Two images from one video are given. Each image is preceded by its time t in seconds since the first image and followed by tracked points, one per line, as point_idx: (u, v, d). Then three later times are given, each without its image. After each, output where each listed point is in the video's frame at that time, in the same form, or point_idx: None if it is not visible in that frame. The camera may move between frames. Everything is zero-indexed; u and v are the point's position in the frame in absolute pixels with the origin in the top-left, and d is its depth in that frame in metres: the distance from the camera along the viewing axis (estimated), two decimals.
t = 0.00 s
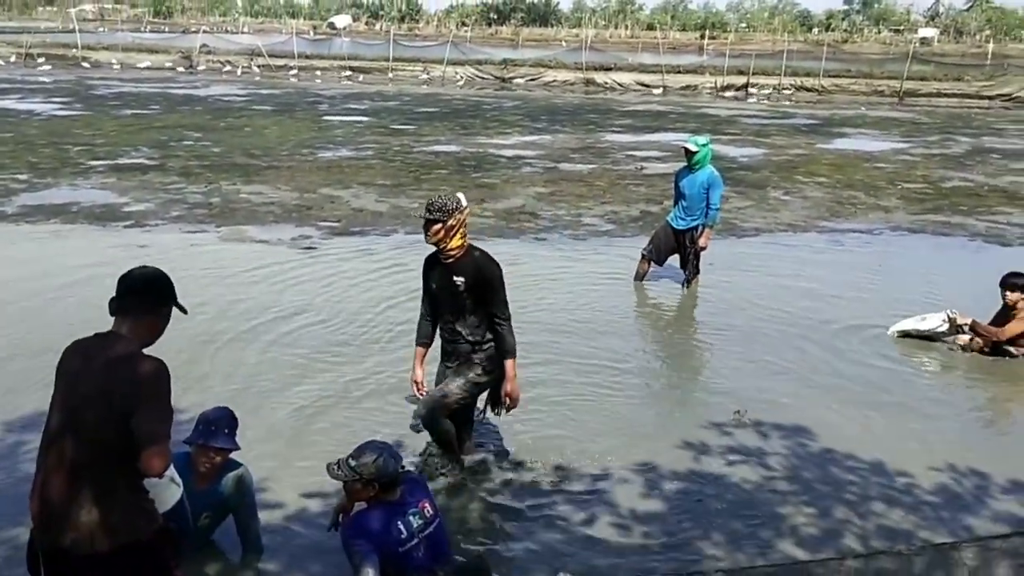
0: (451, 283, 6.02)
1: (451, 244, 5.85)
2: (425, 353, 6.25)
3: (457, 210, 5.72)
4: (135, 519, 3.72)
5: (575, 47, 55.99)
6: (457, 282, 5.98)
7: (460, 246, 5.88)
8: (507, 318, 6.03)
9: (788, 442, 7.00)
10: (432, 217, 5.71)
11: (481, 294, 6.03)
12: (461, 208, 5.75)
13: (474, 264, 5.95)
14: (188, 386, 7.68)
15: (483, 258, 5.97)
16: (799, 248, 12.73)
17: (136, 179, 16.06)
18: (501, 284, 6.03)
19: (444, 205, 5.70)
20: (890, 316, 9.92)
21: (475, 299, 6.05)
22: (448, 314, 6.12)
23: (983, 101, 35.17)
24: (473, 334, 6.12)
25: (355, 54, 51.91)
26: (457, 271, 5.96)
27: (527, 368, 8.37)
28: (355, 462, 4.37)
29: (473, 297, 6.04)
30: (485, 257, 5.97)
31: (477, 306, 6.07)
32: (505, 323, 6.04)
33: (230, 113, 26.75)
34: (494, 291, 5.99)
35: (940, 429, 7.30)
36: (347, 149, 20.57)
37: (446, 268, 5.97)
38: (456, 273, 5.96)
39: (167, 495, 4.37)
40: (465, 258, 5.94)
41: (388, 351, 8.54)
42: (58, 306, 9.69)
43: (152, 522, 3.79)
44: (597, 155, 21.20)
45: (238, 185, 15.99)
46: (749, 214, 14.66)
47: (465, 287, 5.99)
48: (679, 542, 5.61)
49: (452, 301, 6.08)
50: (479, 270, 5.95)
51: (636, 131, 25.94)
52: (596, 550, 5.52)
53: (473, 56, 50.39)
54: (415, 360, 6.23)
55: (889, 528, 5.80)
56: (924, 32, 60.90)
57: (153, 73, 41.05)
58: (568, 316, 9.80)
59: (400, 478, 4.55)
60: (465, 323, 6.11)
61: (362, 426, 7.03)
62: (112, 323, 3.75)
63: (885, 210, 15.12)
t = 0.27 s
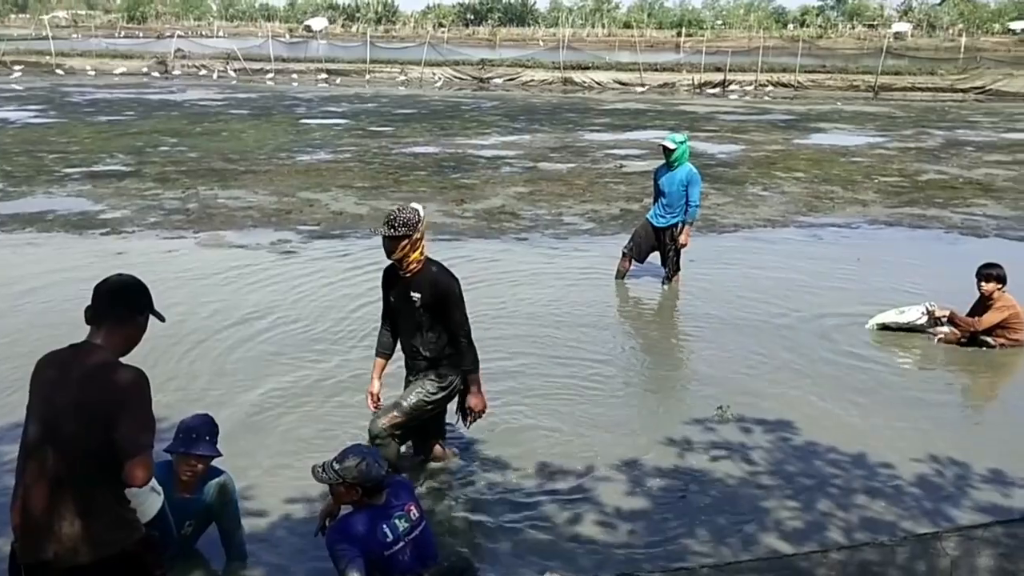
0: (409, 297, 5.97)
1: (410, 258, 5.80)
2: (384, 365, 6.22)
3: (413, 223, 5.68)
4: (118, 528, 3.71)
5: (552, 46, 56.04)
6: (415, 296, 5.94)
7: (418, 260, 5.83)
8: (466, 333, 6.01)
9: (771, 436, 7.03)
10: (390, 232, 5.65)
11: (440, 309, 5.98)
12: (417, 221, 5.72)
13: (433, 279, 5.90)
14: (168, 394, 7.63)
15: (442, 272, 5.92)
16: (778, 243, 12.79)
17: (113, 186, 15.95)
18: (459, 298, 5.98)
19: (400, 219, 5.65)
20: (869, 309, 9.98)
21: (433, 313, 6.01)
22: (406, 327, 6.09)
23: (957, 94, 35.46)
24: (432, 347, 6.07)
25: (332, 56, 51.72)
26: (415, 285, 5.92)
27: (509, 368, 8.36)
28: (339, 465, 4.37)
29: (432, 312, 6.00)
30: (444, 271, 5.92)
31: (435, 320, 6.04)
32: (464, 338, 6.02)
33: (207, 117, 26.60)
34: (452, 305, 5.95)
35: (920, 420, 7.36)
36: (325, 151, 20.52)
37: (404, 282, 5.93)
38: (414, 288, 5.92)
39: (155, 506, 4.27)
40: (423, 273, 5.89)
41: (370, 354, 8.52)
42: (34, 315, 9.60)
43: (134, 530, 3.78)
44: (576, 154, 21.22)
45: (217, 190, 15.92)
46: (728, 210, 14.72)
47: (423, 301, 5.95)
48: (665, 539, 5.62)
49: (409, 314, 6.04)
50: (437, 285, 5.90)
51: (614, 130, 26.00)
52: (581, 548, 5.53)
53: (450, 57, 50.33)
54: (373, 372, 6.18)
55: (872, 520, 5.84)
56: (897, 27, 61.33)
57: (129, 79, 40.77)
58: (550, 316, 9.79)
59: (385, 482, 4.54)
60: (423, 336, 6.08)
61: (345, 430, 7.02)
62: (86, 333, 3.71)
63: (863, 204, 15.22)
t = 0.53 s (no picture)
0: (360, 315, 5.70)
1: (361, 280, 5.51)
2: (331, 374, 6.01)
3: (364, 241, 5.39)
4: (100, 534, 3.71)
5: (530, 47, 56.10)
6: (367, 316, 5.65)
7: (372, 279, 5.54)
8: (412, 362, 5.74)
9: (750, 433, 7.07)
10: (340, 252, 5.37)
11: (390, 330, 5.71)
12: (370, 238, 5.42)
13: (383, 302, 5.60)
14: (144, 400, 7.58)
15: (395, 292, 5.63)
16: (757, 241, 12.86)
17: (88, 191, 15.84)
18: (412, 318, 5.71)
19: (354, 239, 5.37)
20: (847, 306, 10.05)
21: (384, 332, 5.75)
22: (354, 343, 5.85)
23: (932, 92, 35.76)
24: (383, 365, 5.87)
25: (310, 58, 51.56)
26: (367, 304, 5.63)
27: (489, 369, 8.37)
28: (320, 467, 4.40)
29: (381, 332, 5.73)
30: (397, 291, 5.62)
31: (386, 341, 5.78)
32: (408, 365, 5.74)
33: (183, 120, 26.47)
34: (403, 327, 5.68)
35: (897, 415, 7.42)
36: (304, 153, 20.47)
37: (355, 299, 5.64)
38: (366, 307, 5.62)
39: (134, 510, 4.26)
40: (374, 294, 5.58)
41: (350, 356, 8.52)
42: (9, 321, 9.53)
43: (115, 536, 3.78)
44: (555, 154, 21.26)
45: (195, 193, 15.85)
46: (706, 209, 14.79)
47: (372, 322, 5.68)
48: (646, 537, 5.65)
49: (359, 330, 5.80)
50: (387, 308, 5.61)
51: (592, 129, 26.06)
52: (564, 548, 5.55)
53: (429, 57, 50.30)
54: (318, 381, 6.00)
55: (851, 515, 5.89)
56: (873, 26, 61.77)
57: (105, 82, 40.52)
58: (530, 316, 9.80)
59: (367, 485, 4.55)
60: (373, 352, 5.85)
61: (326, 432, 7.01)
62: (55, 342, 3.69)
63: (840, 201, 15.33)
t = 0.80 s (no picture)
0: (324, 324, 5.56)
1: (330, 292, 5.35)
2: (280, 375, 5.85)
3: (329, 257, 5.19)
4: (84, 538, 3.72)
5: (511, 47, 56.14)
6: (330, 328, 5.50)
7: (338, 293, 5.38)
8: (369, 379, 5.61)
9: (733, 432, 7.11)
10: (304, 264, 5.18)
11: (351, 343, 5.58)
12: (337, 255, 5.22)
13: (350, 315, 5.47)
14: (127, 405, 7.55)
15: (361, 306, 5.49)
16: (739, 240, 12.92)
17: (68, 194, 15.75)
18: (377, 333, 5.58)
19: (317, 255, 5.16)
20: (828, 304, 10.12)
21: (347, 343, 5.62)
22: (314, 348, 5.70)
23: (911, 91, 36.01)
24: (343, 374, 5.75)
25: (291, 59, 51.40)
26: (333, 314, 5.49)
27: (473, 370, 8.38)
28: (304, 470, 4.39)
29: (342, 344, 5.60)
30: (363, 306, 5.49)
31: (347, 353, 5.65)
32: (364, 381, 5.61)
33: (164, 122, 26.36)
34: (366, 342, 5.55)
35: (879, 412, 7.47)
36: (286, 155, 20.43)
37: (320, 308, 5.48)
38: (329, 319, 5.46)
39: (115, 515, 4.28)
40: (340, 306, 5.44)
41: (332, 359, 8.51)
42: None
43: (99, 540, 3.79)
44: (537, 154, 21.29)
45: (176, 196, 15.79)
46: (688, 208, 14.84)
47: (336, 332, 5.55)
48: (631, 536, 5.68)
49: (322, 337, 5.66)
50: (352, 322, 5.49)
51: (574, 129, 26.11)
52: (549, 548, 5.57)
53: (410, 58, 50.26)
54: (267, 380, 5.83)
55: (834, 512, 5.93)
56: (851, 25, 62.14)
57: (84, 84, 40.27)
58: (513, 317, 9.83)
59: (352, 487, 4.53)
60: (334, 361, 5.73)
61: (310, 435, 7.01)
62: (29, 348, 3.68)
63: (820, 200, 15.42)
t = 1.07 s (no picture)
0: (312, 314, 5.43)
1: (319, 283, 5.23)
2: (268, 357, 5.73)
3: (320, 244, 5.08)
4: (75, 536, 3.74)
5: (500, 47, 56.16)
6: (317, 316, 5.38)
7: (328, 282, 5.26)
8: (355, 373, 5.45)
9: (722, 430, 7.14)
10: (292, 252, 5.08)
11: (338, 336, 5.43)
12: (326, 246, 5.11)
13: (338, 307, 5.33)
14: (115, 406, 7.53)
15: (351, 299, 5.34)
16: (728, 240, 12.94)
17: (54, 194, 15.69)
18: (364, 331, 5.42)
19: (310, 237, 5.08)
20: (816, 303, 10.16)
21: (332, 337, 5.48)
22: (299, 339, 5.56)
23: (897, 91, 36.18)
24: (325, 371, 5.57)
25: (279, 59, 51.30)
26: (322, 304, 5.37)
27: (463, 369, 8.39)
28: (297, 470, 4.34)
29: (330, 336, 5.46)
30: (354, 300, 5.35)
31: (335, 346, 5.51)
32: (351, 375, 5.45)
33: (151, 122, 26.28)
34: (350, 338, 5.38)
35: (868, 410, 7.50)
36: (274, 155, 20.40)
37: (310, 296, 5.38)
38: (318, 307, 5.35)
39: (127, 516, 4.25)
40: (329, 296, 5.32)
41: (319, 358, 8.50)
42: None
43: (91, 537, 3.82)
44: (526, 154, 21.30)
45: (163, 196, 15.75)
46: (677, 208, 14.87)
47: (323, 323, 5.42)
48: (621, 535, 5.70)
49: (308, 329, 5.53)
50: (340, 313, 5.34)
51: (562, 129, 26.14)
52: (539, 547, 5.58)
53: (398, 58, 50.21)
54: (255, 359, 5.76)
55: (823, 510, 5.97)
56: (838, 26, 62.38)
57: (70, 84, 40.09)
58: (503, 317, 9.84)
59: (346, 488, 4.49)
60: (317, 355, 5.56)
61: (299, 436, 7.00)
62: (4, 348, 3.64)
63: (808, 200, 15.49)
